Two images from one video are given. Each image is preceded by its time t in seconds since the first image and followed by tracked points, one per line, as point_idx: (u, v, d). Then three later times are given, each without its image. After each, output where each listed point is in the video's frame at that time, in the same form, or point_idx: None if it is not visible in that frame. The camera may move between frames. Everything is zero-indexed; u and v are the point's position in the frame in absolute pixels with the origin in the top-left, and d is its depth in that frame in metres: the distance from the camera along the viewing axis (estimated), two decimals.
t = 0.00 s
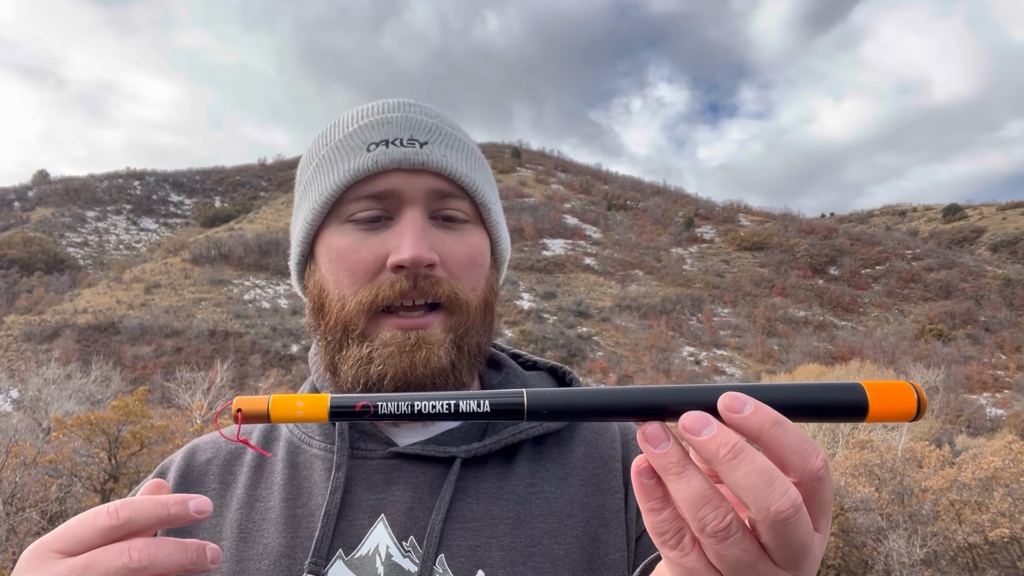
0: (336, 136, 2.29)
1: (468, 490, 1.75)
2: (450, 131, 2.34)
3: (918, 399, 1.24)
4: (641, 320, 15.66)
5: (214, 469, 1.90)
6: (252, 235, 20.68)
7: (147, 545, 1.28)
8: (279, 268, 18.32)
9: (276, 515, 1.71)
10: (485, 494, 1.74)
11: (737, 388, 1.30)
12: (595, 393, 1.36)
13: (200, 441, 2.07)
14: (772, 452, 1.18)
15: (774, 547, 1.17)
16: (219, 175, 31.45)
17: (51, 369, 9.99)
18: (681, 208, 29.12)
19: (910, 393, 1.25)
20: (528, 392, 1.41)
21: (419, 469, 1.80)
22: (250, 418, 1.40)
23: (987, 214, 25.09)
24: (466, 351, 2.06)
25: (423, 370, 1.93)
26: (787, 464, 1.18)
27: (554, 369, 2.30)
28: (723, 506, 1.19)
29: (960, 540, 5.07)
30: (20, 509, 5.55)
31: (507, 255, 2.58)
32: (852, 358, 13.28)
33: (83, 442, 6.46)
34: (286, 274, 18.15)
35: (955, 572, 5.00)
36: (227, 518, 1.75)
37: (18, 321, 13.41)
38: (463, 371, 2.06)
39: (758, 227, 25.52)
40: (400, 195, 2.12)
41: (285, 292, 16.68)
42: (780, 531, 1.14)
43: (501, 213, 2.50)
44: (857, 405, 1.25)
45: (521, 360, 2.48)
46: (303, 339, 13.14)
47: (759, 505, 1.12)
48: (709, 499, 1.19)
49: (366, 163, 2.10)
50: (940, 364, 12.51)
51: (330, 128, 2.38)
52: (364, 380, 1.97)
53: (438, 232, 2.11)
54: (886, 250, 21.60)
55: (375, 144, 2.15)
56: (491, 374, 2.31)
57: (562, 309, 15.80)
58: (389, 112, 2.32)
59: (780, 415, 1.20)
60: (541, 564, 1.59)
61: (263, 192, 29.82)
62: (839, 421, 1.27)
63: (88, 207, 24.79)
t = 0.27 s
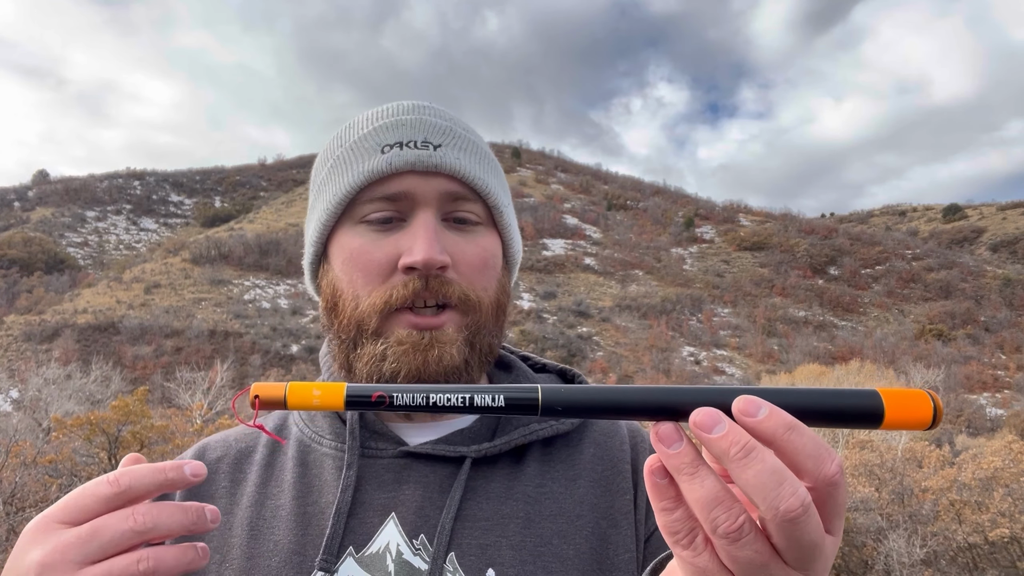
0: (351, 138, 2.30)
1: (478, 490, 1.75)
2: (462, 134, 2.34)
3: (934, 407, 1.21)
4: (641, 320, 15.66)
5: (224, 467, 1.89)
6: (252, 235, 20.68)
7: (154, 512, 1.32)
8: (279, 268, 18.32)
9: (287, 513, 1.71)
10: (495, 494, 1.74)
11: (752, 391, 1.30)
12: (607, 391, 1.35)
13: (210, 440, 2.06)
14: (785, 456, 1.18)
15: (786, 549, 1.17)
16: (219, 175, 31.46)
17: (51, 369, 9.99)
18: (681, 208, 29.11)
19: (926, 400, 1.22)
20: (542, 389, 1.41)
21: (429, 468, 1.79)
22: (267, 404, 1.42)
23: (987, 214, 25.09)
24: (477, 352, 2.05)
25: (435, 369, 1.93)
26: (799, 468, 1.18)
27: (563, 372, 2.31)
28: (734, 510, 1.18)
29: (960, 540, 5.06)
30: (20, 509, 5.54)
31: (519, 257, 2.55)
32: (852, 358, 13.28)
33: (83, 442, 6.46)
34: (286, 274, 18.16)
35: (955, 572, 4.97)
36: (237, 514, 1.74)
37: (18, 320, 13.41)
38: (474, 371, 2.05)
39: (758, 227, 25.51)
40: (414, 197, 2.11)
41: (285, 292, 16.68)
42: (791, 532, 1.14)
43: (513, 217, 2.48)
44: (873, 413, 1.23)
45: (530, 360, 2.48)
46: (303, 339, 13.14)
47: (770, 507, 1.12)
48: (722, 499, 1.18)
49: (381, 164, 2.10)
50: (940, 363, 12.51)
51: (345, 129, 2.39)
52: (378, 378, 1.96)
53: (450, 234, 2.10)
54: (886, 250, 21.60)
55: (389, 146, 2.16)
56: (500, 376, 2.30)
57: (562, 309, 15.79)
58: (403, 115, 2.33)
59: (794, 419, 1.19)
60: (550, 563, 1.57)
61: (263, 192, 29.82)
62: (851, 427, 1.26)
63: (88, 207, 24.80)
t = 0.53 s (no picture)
0: (344, 138, 2.32)
1: (486, 491, 1.75)
2: (453, 128, 2.32)
3: (938, 412, 1.20)
4: (641, 320, 15.66)
5: (232, 465, 1.90)
6: (252, 236, 20.69)
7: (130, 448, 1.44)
8: (279, 268, 18.33)
9: (295, 512, 1.71)
10: (503, 495, 1.74)
11: (750, 398, 1.30)
12: (604, 400, 1.36)
13: (217, 438, 2.06)
14: (781, 464, 1.18)
15: (783, 555, 1.17)
16: (219, 175, 31.46)
17: (51, 369, 9.98)
18: (681, 208, 29.12)
19: (929, 405, 1.22)
20: (539, 397, 1.41)
21: (437, 469, 1.79)
22: (267, 414, 1.42)
23: (987, 214, 25.10)
24: (470, 350, 2.02)
25: (420, 371, 1.91)
26: (797, 477, 1.17)
27: (570, 373, 2.31)
28: (731, 517, 1.18)
29: (960, 540, 5.07)
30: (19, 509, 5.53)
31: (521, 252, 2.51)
32: (852, 358, 13.28)
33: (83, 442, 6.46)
34: (287, 274, 18.16)
35: (955, 572, 4.96)
36: (245, 514, 1.74)
37: (18, 320, 13.41)
38: (468, 370, 2.03)
39: (758, 227, 25.52)
40: (401, 193, 2.11)
41: (285, 292, 16.68)
42: (786, 538, 1.14)
43: (512, 211, 2.44)
44: (874, 419, 1.23)
45: (538, 361, 2.48)
46: (303, 339, 13.14)
47: (766, 514, 1.12)
48: (719, 506, 1.18)
49: (367, 161, 2.10)
50: (940, 363, 12.51)
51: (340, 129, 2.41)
52: (366, 380, 1.96)
53: (439, 228, 2.08)
54: (886, 250, 21.60)
55: (377, 143, 2.16)
56: (506, 376, 2.30)
57: (562, 309, 15.80)
58: (394, 112, 2.32)
59: (792, 426, 1.19)
60: (557, 564, 1.57)
61: (263, 192, 29.82)
62: (853, 432, 1.26)
63: (88, 207, 24.79)
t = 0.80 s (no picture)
0: (347, 134, 2.31)
1: (489, 492, 1.74)
2: (460, 125, 2.30)
3: (949, 413, 1.19)
4: (641, 320, 15.66)
5: (235, 462, 1.90)
6: (252, 236, 20.69)
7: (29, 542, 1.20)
8: (279, 268, 18.33)
9: (298, 512, 1.71)
10: (507, 497, 1.73)
11: (755, 398, 1.29)
12: (606, 399, 1.35)
13: (220, 433, 2.06)
14: (786, 465, 1.17)
15: (789, 557, 1.16)
16: (219, 175, 31.46)
17: (51, 369, 9.98)
18: (681, 208, 29.12)
19: (940, 405, 1.20)
20: (542, 396, 1.40)
21: (440, 470, 1.80)
22: (269, 413, 1.43)
23: (987, 214, 25.11)
24: (477, 350, 2.01)
25: (427, 368, 1.90)
26: (801, 479, 1.17)
27: (577, 369, 2.30)
28: (735, 517, 1.18)
29: (960, 540, 5.07)
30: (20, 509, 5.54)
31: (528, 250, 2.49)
32: (852, 358, 13.27)
33: (83, 442, 6.45)
34: (287, 274, 18.17)
35: (955, 572, 4.96)
36: (248, 513, 1.74)
37: (18, 320, 13.41)
38: (473, 371, 2.01)
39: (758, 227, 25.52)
40: (406, 192, 2.10)
41: (285, 292, 16.68)
42: (790, 538, 1.14)
43: (519, 209, 2.42)
44: (882, 419, 1.22)
45: (546, 359, 2.47)
46: (303, 339, 13.14)
47: (769, 515, 1.12)
48: (722, 507, 1.18)
49: (372, 160, 2.10)
50: (940, 363, 12.52)
51: (345, 124, 2.39)
52: (372, 377, 1.94)
53: (445, 229, 2.08)
54: (886, 250, 21.60)
55: (382, 140, 2.15)
56: (511, 374, 2.30)
57: (562, 309, 15.80)
58: (399, 108, 2.31)
59: (796, 427, 1.18)
60: (560, 568, 1.58)
61: (263, 192, 29.82)
62: (861, 432, 1.25)
63: (88, 207, 24.80)
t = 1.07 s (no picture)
0: (351, 134, 2.29)
1: (489, 495, 1.74)
2: (464, 126, 2.28)
3: (948, 429, 1.18)
4: (641, 321, 15.66)
5: (238, 465, 1.90)
6: (252, 236, 20.69)
7: None
8: (279, 268, 18.33)
9: (296, 514, 1.71)
10: (507, 500, 1.73)
11: (746, 413, 1.29)
12: (594, 415, 1.35)
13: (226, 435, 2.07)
14: (776, 485, 1.17)
15: None
16: (219, 175, 31.47)
17: (51, 369, 9.98)
18: (681, 208, 29.12)
19: (939, 421, 1.19)
20: (527, 411, 1.39)
21: (440, 472, 1.80)
22: (252, 429, 1.44)
23: (987, 214, 25.10)
24: (483, 357, 2.01)
25: (433, 388, 1.90)
26: (793, 498, 1.16)
27: (582, 369, 2.29)
28: (726, 537, 1.18)
29: (960, 540, 5.06)
30: (20, 509, 5.53)
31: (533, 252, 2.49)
32: (852, 358, 13.27)
33: (82, 442, 6.45)
34: (287, 274, 18.17)
35: (955, 572, 4.96)
36: (249, 515, 1.75)
37: (18, 321, 13.41)
38: (481, 377, 2.01)
39: (758, 227, 25.52)
40: (411, 197, 2.09)
41: (285, 292, 16.68)
42: (781, 559, 1.13)
43: (524, 209, 2.41)
44: (879, 434, 1.21)
45: (551, 358, 2.47)
46: (303, 339, 13.14)
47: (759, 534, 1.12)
48: (713, 526, 1.18)
49: (376, 163, 2.08)
50: (940, 363, 12.51)
51: (346, 124, 2.37)
52: (376, 392, 1.95)
53: (451, 233, 2.07)
54: (886, 250, 21.58)
55: (385, 143, 2.14)
56: (516, 374, 2.30)
57: (562, 309, 15.80)
58: (402, 109, 2.29)
59: (789, 446, 1.17)
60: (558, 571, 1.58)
61: (263, 192, 29.83)
62: (857, 449, 1.24)
63: (88, 207, 24.81)
